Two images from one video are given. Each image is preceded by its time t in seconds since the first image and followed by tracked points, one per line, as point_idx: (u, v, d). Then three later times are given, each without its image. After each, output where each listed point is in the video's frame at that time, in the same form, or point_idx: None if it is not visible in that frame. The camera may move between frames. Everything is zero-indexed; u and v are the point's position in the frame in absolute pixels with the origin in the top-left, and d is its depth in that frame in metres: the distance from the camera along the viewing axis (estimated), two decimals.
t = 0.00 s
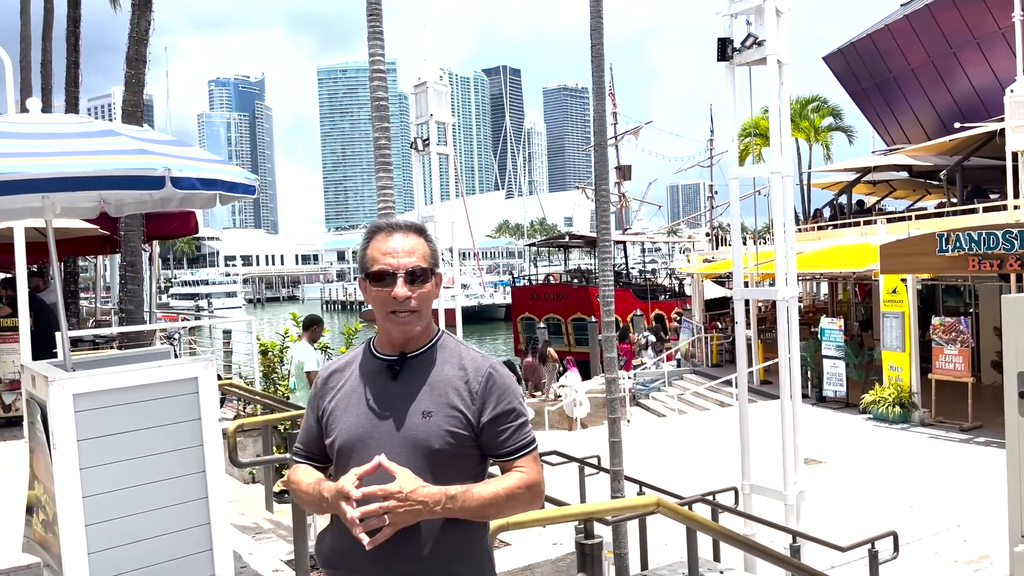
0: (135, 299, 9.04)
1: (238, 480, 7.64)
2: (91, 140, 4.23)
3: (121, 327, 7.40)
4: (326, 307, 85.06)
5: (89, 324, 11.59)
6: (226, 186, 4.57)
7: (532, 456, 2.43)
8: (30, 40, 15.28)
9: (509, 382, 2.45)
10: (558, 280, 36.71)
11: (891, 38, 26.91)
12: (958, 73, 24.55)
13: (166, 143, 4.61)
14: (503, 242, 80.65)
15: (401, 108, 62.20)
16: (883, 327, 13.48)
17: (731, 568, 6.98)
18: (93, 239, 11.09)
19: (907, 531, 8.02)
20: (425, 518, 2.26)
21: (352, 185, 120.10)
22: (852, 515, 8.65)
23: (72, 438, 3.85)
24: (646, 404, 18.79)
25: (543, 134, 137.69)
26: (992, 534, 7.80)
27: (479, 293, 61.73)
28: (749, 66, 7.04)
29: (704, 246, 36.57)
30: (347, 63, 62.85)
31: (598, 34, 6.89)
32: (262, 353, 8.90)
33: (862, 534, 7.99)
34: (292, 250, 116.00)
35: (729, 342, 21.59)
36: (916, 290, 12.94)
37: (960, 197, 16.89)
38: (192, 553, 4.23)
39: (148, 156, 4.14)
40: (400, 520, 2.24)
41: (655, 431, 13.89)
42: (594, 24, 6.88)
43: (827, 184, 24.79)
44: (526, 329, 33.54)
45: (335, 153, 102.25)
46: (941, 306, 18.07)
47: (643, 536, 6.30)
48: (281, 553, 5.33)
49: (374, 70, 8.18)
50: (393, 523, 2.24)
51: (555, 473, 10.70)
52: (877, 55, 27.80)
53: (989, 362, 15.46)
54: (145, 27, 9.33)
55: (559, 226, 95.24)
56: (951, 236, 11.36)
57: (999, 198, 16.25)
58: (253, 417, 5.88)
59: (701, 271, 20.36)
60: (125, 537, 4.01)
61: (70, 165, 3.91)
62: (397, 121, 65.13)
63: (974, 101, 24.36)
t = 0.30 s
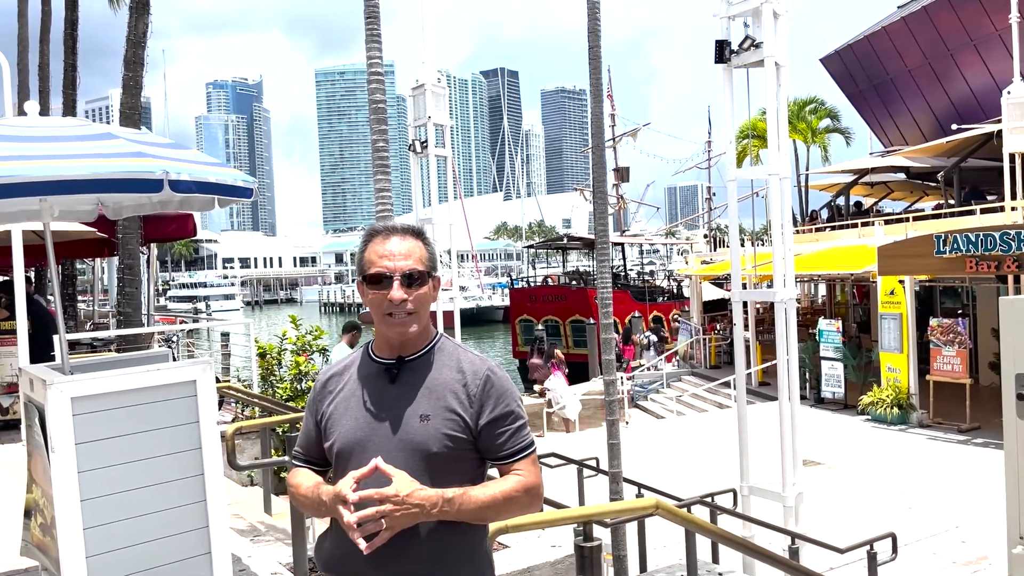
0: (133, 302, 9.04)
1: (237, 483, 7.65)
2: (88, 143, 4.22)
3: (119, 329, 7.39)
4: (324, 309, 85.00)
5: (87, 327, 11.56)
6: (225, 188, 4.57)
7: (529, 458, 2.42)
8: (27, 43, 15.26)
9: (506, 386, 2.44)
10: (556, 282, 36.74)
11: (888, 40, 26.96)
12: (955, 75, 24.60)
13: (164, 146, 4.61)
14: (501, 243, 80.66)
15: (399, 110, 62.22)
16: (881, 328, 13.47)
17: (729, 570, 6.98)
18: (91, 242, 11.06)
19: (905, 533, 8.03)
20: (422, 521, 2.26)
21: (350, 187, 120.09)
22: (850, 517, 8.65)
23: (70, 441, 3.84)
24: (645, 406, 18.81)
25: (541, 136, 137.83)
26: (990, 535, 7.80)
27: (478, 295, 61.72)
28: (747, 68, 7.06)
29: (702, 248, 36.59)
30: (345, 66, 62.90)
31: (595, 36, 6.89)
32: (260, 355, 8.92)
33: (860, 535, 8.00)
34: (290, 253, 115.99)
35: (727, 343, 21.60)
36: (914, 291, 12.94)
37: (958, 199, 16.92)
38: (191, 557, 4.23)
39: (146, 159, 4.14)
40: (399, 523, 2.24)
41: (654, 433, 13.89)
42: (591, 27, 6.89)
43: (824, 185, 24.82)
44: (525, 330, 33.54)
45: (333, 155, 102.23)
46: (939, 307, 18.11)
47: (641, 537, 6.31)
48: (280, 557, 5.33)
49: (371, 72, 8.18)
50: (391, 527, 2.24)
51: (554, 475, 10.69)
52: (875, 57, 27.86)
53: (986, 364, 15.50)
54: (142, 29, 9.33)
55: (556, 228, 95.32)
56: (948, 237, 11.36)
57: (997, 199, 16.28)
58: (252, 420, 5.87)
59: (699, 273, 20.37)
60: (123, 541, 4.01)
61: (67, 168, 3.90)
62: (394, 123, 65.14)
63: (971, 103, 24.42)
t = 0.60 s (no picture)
0: (131, 304, 9.03)
1: (236, 484, 7.65)
2: (86, 144, 4.22)
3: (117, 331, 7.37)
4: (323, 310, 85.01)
5: (86, 328, 11.56)
6: (224, 190, 4.57)
7: (529, 459, 2.42)
8: (26, 45, 15.25)
9: (505, 387, 2.44)
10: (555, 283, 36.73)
11: (886, 42, 26.98)
12: (953, 76, 24.63)
13: (162, 147, 4.61)
14: (499, 244, 80.73)
15: (398, 112, 62.21)
16: (880, 329, 13.46)
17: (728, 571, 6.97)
18: (90, 244, 11.06)
19: (904, 533, 8.04)
20: (424, 522, 2.26)
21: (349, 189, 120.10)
22: (850, 518, 8.66)
23: (69, 443, 3.84)
24: (644, 407, 18.81)
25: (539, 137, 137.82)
26: (989, 536, 7.81)
27: (476, 296, 61.71)
28: (745, 69, 7.06)
29: (701, 249, 36.58)
30: (344, 67, 62.89)
31: (593, 38, 6.90)
32: (260, 356, 8.93)
33: (859, 536, 8.00)
34: (288, 254, 115.94)
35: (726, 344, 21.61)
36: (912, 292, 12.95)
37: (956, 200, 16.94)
38: (191, 558, 4.23)
39: (145, 160, 4.15)
40: (401, 524, 2.24)
41: (653, 434, 13.90)
42: (589, 28, 6.89)
43: (823, 186, 24.84)
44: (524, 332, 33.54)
45: (332, 156, 102.20)
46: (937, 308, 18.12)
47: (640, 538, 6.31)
48: (279, 558, 5.33)
49: (370, 73, 8.17)
50: (393, 528, 2.24)
51: (553, 476, 10.69)
52: (873, 59, 27.88)
53: (984, 364, 15.51)
54: (141, 31, 9.31)
55: (555, 229, 95.35)
56: (946, 238, 11.33)
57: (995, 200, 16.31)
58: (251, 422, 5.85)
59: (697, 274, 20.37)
60: (124, 542, 4.01)
61: (66, 170, 3.90)
62: (393, 125, 65.13)
63: (969, 104, 24.46)
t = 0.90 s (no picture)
0: (130, 305, 9.02)
1: (234, 485, 7.65)
2: (85, 144, 4.21)
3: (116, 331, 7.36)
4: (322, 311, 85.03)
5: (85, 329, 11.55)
6: (223, 191, 4.56)
7: (529, 459, 2.42)
8: (25, 45, 15.23)
9: (505, 386, 2.43)
10: (554, 284, 36.72)
11: (885, 42, 26.99)
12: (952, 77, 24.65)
13: (161, 147, 4.61)
14: (499, 245, 80.78)
15: (398, 113, 62.24)
16: (879, 329, 13.45)
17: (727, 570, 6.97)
18: (89, 245, 11.05)
19: (904, 533, 8.04)
20: (423, 522, 2.26)
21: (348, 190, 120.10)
22: (849, 518, 8.65)
23: (69, 444, 3.84)
24: (643, 408, 18.81)
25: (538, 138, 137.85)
26: (989, 536, 7.81)
27: (475, 296, 61.71)
28: (744, 69, 7.05)
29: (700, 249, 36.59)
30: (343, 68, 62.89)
31: (592, 38, 6.90)
32: (258, 357, 8.93)
33: (858, 537, 8.00)
34: (287, 255, 115.91)
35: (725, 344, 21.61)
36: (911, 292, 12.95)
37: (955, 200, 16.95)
38: (190, 558, 4.22)
39: (144, 160, 4.14)
40: (401, 524, 2.23)
41: (652, 434, 13.90)
42: (588, 27, 6.89)
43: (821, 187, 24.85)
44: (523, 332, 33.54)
45: (331, 157, 102.16)
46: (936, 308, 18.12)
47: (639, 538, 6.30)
48: (279, 559, 5.32)
49: (370, 74, 8.15)
50: (393, 527, 2.23)
51: (552, 477, 10.70)
52: (872, 59, 27.87)
53: (984, 364, 15.52)
54: (140, 31, 9.29)
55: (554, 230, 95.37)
56: (945, 238, 11.34)
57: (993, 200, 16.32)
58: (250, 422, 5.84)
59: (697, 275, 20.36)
60: (123, 543, 4.01)
61: (65, 170, 3.90)
62: (392, 126, 65.15)
63: (968, 104, 24.48)
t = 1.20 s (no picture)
0: (130, 305, 9.01)
1: (234, 485, 7.65)
2: (84, 144, 4.21)
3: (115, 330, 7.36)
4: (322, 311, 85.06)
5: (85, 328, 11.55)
6: (223, 191, 4.56)
7: (529, 457, 2.41)
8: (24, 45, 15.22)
9: (504, 385, 2.43)
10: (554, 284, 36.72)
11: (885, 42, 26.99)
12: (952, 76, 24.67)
13: (161, 147, 4.60)
14: (498, 245, 80.84)
15: (398, 112, 62.27)
16: (879, 329, 13.45)
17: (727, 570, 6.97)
18: (89, 245, 11.05)
19: (904, 533, 8.04)
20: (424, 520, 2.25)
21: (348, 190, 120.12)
22: (849, 517, 8.66)
23: (69, 443, 3.84)
24: (643, 407, 18.82)
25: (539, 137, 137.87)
26: (989, 535, 7.80)
27: (475, 296, 61.71)
28: (744, 68, 7.06)
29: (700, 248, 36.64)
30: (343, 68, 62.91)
31: (592, 37, 6.89)
32: (258, 356, 8.92)
33: (858, 536, 8.00)
34: (287, 254, 115.88)
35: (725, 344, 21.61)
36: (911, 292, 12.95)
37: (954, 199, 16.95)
38: (190, 558, 4.22)
39: (144, 159, 4.13)
40: (402, 521, 2.22)
41: (652, 434, 13.90)
42: (587, 27, 6.89)
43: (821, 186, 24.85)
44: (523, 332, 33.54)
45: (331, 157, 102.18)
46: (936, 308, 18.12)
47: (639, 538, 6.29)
48: (278, 558, 5.32)
49: (369, 74, 8.15)
50: (394, 525, 2.23)
51: (552, 476, 10.71)
52: (872, 58, 27.86)
53: (983, 364, 15.51)
54: (139, 31, 9.28)
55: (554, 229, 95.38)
56: (945, 238, 11.35)
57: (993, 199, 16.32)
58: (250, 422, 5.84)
59: (696, 274, 20.36)
60: (123, 542, 4.01)
61: (65, 169, 3.89)
62: (393, 126, 65.16)
63: (968, 104, 24.50)
